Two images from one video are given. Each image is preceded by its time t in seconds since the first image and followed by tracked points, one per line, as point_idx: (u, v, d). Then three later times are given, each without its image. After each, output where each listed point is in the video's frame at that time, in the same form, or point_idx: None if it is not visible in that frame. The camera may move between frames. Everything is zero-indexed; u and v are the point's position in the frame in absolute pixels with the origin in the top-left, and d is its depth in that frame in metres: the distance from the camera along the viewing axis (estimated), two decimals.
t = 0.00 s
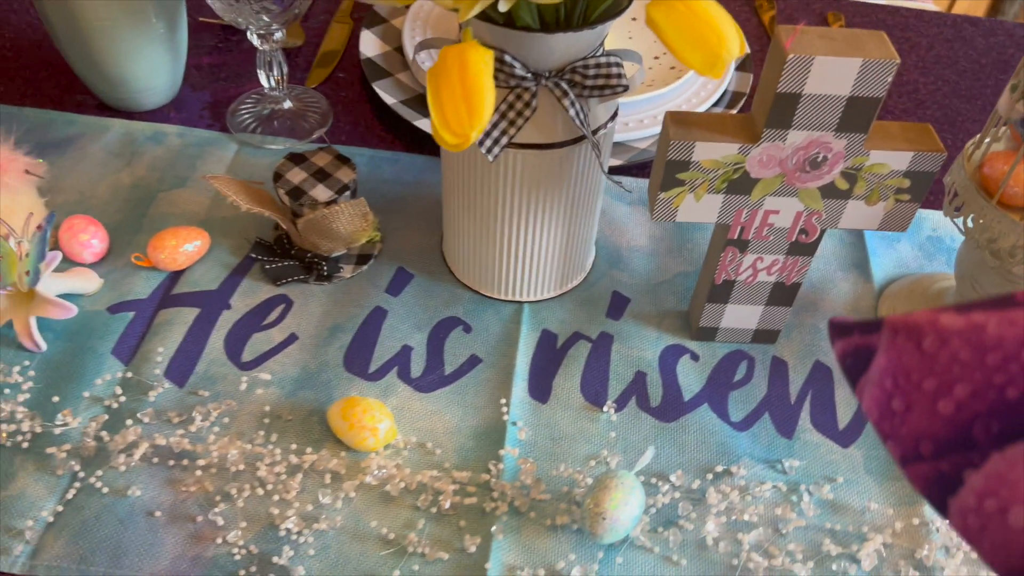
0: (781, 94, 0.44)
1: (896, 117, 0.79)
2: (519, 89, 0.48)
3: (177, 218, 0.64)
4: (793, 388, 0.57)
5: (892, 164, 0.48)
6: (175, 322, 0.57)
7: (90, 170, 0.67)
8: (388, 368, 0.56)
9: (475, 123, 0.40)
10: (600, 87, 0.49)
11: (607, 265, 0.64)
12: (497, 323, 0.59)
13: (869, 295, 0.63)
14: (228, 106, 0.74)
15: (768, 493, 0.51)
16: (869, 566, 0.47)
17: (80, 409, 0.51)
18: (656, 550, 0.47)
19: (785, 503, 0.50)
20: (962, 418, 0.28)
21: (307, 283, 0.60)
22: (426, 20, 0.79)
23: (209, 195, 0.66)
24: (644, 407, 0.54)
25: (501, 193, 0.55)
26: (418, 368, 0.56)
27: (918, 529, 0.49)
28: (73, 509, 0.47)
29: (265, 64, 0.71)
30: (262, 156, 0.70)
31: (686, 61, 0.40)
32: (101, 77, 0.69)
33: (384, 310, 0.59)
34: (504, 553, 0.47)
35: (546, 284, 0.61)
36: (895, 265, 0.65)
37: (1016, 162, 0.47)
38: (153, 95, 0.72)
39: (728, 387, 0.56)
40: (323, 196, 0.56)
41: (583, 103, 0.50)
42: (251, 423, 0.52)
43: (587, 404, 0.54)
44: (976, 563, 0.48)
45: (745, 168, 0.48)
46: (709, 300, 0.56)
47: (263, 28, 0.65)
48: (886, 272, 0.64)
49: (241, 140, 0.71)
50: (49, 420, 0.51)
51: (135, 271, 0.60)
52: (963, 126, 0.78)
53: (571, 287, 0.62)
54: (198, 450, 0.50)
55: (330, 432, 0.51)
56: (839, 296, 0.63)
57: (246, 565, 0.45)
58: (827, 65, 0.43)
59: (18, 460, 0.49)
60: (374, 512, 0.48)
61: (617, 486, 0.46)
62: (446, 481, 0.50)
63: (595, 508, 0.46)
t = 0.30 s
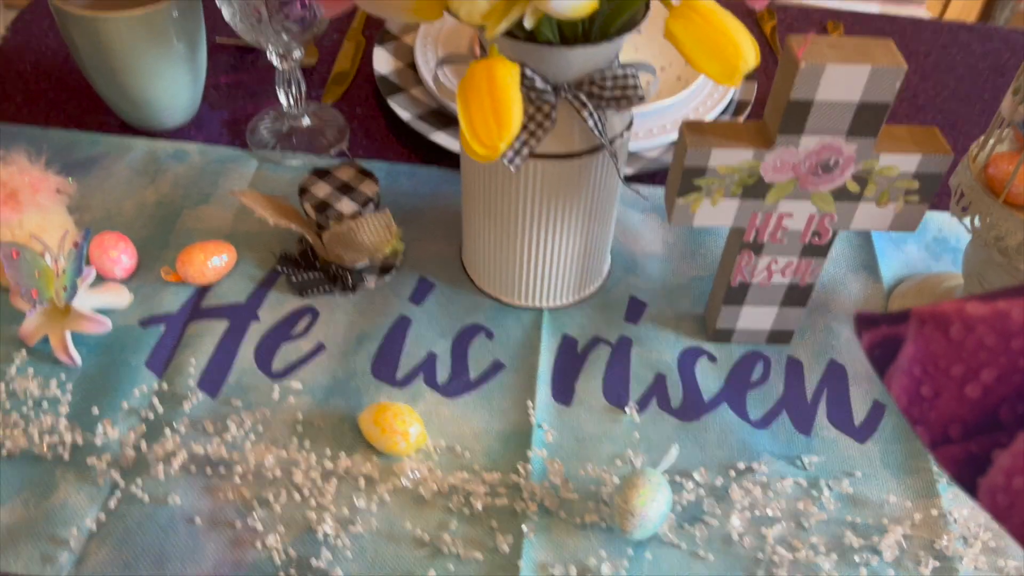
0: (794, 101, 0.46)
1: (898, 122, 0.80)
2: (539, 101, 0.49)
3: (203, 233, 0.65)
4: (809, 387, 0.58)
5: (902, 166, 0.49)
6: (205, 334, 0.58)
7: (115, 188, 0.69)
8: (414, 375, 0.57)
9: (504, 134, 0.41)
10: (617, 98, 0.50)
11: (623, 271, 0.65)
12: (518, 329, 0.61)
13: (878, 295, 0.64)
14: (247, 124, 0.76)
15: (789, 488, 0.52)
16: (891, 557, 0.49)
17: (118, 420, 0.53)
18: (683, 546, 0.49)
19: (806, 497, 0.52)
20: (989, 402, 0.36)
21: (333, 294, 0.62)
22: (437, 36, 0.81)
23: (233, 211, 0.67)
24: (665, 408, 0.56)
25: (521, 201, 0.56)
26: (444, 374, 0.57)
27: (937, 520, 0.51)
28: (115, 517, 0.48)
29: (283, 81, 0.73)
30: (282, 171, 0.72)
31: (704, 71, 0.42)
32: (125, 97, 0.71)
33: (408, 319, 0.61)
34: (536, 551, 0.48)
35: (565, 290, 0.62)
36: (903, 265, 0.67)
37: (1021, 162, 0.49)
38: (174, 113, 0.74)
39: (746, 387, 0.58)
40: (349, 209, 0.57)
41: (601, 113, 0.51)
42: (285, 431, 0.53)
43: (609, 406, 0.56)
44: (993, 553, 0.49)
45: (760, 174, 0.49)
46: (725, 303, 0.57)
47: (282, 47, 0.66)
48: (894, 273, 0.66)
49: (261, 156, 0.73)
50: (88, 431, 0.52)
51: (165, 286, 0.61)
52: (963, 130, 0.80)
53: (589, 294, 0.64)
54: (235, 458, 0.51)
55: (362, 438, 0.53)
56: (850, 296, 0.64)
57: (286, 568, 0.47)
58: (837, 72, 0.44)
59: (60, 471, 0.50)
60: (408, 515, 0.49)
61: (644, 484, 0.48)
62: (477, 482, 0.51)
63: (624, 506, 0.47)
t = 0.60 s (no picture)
0: (811, 108, 0.46)
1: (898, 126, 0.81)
2: (557, 112, 0.50)
3: (215, 249, 0.65)
4: (826, 389, 0.59)
5: (916, 170, 0.50)
6: (223, 350, 0.58)
7: (125, 206, 0.68)
8: (435, 386, 0.57)
9: (530, 146, 0.41)
10: (634, 107, 0.51)
11: (636, 278, 0.66)
12: (535, 338, 0.61)
13: (888, 297, 0.65)
14: (255, 139, 0.76)
15: (812, 490, 0.52)
16: (916, 557, 0.49)
17: (140, 439, 0.52)
18: (710, 550, 0.49)
19: (829, 499, 0.52)
20: None
21: (349, 307, 0.62)
22: (441, 48, 0.81)
23: (244, 226, 0.67)
24: (685, 413, 0.56)
25: (538, 210, 0.57)
26: (464, 385, 0.57)
27: (959, 519, 0.51)
28: (142, 535, 0.48)
29: (292, 96, 0.73)
30: (292, 185, 0.72)
31: (726, 80, 0.42)
32: (132, 115, 0.71)
33: (425, 330, 0.61)
34: (564, 559, 0.48)
35: (580, 298, 0.62)
36: (911, 267, 0.67)
37: None
38: (181, 129, 0.74)
39: (764, 391, 0.58)
40: (366, 222, 0.58)
41: (618, 122, 0.52)
42: (308, 445, 0.53)
43: (629, 412, 0.56)
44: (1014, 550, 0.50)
45: (777, 179, 0.50)
46: (741, 308, 0.58)
47: (291, 62, 0.65)
48: (903, 275, 0.67)
49: (270, 171, 0.72)
50: (110, 450, 0.52)
51: (180, 302, 0.61)
52: (962, 133, 0.81)
53: (604, 300, 0.64)
54: (260, 473, 0.51)
55: (386, 450, 0.53)
56: (860, 299, 0.65)
57: None
58: (854, 79, 0.45)
59: (84, 490, 0.50)
60: (436, 526, 0.50)
61: (671, 490, 0.48)
62: (503, 492, 0.51)
63: (652, 512, 0.47)
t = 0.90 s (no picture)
0: (830, 110, 0.47)
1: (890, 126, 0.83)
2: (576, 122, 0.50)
3: (224, 269, 0.65)
4: (842, 388, 0.59)
5: (929, 169, 0.51)
6: (240, 371, 0.57)
7: (128, 228, 0.67)
8: (456, 399, 0.57)
9: (560, 157, 0.42)
10: (651, 115, 0.51)
11: (647, 284, 0.66)
12: (552, 347, 0.61)
13: (895, 295, 0.66)
14: (255, 157, 0.75)
15: (837, 488, 0.53)
16: (944, 550, 0.50)
17: (162, 465, 0.52)
18: (744, 552, 0.49)
19: (855, 497, 0.53)
20: None
21: (363, 323, 0.61)
22: (438, 60, 0.81)
23: (251, 245, 0.67)
24: (707, 417, 0.57)
25: (555, 221, 0.57)
26: (485, 397, 0.57)
27: (982, 510, 0.52)
28: (172, 563, 0.47)
29: (293, 112, 0.72)
30: (296, 201, 0.71)
31: (750, 86, 0.42)
32: (131, 136, 0.70)
33: (442, 343, 0.60)
34: (600, 568, 0.48)
35: (595, 307, 0.63)
36: (914, 264, 0.69)
37: None
38: (181, 150, 0.73)
39: (782, 392, 0.59)
40: (380, 237, 0.58)
41: (635, 131, 0.52)
42: (334, 464, 0.53)
43: (652, 418, 0.56)
44: None
45: (795, 182, 0.51)
46: (757, 310, 0.58)
47: (293, 79, 0.63)
48: (908, 272, 0.68)
49: (273, 188, 0.72)
50: (133, 477, 0.51)
51: (193, 324, 0.60)
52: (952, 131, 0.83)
53: (617, 308, 0.64)
54: (288, 495, 0.50)
55: (413, 466, 0.52)
56: (868, 297, 0.66)
57: None
58: (871, 82, 0.46)
59: (108, 520, 0.49)
60: (469, 540, 0.49)
61: (704, 494, 0.49)
62: (535, 503, 0.51)
63: (687, 517, 0.48)
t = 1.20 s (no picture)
0: (832, 109, 0.48)
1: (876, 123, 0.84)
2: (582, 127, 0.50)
3: (225, 282, 0.64)
4: (846, 382, 0.60)
5: (928, 164, 0.52)
6: (247, 384, 0.57)
7: (125, 244, 0.67)
8: (466, 406, 0.57)
9: (574, 162, 0.42)
10: (654, 118, 0.51)
11: (648, 285, 0.67)
12: (558, 351, 0.61)
13: (892, 289, 0.67)
14: (249, 169, 0.75)
15: (847, 482, 0.54)
16: (955, 539, 0.51)
17: (175, 481, 0.51)
18: (760, 548, 0.50)
19: (865, 489, 0.53)
20: None
21: (369, 332, 0.61)
22: (428, 67, 0.81)
23: (251, 257, 0.67)
24: (715, 415, 0.57)
25: (560, 225, 0.57)
26: (495, 402, 0.57)
27: (989, 498, 0.53)
28: None
29: (288, 123, 0.72)
30: (293, 212, 0.71)
31: (759, 87, 0.43)
32: (124, 152, 0.70)
33: (449, 350, 0.61)
34: (619, 569, 0.48)
35: (599, 309, 0.63)
36: (908, 258, 0.70)
37: None
38: (174, 163, 0.72)
39: (787, 388, 0.60)
40: (385, 246, 0.58)
41: (639, 134, 0.53)
42: (348, 474, 0.52)
43: (662, 418, 0.57)
44: None
45: (798, 181, 0.51)
46: (761, 308, 0.59)
47: (290, 90, 0.63)
48: (902, 266, 0.69)
49: (270, 200, 0.72)
50: (146, 495, 0.50)
51: (197, 339, 0.60)
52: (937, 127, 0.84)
53: (620, 310, 0.65)
54: (305, 507, 0.50)
55: (427, 473, 0.52)
56: (865, 292, 0.67)
57: None
58: (872, 81, 0.47)
59: (123, 539, 0.48)
60: (487, 546, 0.49)
61: (721, 491, 0.49)
62: (552, 507, 0.51)
63: (705, 515, 0.48)
